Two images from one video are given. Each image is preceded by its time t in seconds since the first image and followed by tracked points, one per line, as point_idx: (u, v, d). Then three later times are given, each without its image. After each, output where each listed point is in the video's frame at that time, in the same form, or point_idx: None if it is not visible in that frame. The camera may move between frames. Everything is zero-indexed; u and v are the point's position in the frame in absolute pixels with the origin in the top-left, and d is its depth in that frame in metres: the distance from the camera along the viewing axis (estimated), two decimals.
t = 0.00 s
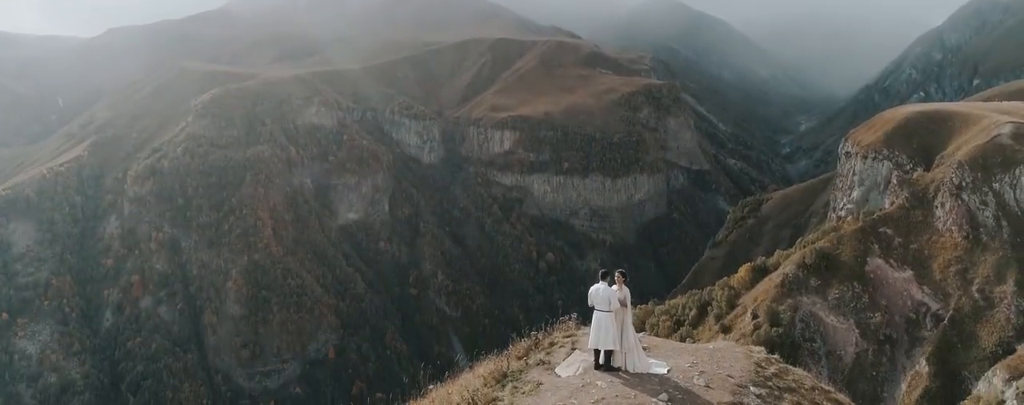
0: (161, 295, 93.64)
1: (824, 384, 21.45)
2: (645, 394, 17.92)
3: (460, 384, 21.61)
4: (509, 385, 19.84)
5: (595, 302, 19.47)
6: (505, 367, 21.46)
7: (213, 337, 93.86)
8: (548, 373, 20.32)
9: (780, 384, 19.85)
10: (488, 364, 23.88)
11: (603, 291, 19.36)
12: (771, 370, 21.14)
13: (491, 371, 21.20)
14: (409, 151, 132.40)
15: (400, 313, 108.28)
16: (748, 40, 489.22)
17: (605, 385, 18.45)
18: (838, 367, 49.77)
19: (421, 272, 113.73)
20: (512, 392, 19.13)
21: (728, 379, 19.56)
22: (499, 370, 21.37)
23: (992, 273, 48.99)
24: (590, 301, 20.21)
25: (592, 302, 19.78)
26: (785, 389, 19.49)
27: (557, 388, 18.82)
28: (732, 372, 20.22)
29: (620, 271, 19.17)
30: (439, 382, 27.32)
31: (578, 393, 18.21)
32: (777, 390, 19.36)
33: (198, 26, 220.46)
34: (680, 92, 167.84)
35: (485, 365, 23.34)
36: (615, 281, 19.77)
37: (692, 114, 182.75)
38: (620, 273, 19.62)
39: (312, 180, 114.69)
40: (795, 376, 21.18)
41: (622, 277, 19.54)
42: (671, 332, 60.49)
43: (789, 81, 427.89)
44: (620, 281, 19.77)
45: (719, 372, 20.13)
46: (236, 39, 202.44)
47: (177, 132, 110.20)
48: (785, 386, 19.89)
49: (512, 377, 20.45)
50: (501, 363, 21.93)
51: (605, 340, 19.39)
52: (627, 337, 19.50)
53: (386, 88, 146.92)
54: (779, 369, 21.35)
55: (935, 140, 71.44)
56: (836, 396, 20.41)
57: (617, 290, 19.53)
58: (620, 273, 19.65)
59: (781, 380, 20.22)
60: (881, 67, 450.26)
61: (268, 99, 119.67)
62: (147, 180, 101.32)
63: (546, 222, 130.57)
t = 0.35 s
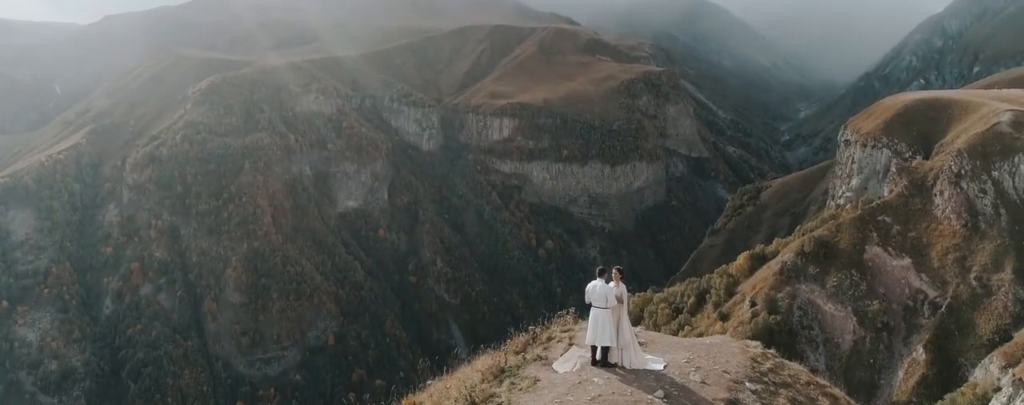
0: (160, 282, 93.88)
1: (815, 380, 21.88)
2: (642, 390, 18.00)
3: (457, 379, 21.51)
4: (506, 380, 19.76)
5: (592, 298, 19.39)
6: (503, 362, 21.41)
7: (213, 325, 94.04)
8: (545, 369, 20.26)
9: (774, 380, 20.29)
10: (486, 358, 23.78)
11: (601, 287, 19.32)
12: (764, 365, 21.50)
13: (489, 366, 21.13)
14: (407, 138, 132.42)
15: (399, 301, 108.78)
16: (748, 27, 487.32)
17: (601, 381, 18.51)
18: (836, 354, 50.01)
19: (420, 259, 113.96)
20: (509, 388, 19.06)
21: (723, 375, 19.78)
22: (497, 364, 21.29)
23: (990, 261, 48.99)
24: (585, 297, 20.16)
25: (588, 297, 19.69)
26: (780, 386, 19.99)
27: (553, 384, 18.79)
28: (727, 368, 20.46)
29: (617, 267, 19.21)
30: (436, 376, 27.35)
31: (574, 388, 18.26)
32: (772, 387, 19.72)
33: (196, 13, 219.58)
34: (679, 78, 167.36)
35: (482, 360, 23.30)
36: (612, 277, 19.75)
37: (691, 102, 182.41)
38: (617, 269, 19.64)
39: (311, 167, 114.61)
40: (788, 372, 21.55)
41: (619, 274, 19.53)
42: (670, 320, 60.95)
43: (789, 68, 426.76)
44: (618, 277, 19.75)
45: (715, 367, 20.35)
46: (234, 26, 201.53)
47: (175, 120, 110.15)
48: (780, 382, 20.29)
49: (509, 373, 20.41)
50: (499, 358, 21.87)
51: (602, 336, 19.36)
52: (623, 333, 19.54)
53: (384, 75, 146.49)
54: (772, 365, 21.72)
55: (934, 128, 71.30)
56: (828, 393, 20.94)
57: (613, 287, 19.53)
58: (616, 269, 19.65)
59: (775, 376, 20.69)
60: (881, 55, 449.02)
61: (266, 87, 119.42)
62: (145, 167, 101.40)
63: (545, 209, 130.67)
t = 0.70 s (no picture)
0: (159, 269, 94.14)
1: (811, 375, 22.09)
2: (638, 387, 18.11)
3: (454, 374, 21.65)
4: (503, 376, 19.89)
5: (589, 295, 19.40)
6: (500, 357, 21.54)
7: (213, 311, 94.34)
8: (542, 365, 20.38)
9: (770, 375, 20.49)
10: (484, 352, 23.90)
11: (598, 284, 19.33)
12: (760, 360, 21.65)
13: (486, 361, 21.28)
14: (406, 124, 132.21)
15: (398, 288, 109.15)
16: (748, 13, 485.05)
17: (597, 378, 18.61)
18: (833, 341, 50.22)
19: (419, 246, 114.19)
20: (506, 384, 19.21)
21: (719, 371, 19.91)
22: (495, 360, 21.43)
23: (987, 248, 48.99)
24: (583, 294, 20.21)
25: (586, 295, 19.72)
26: (775, 381, 20.15)
27: (550, 380, 18.92)
28: (723, 363, 20.57)
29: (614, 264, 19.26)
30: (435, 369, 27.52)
31: (571, 384, 18.38)
32: (767, 382, 19.89)
33: None
34: (679, 64, 166.55)
35: (480, 355, 23.42)
36: (609, 273, 19.77)
37: (691, 89, 181.98)
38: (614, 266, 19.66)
39: (310, 154, 114.50)
40: (783, 367, 21.74)
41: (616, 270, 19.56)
42: (669, 307, 61.28)
43: (789, 55, 425.41)
44: (614, 274, 19.76)
45: (711, 363, 20.48)
46: (232, 11, 200.40)
47: (173, 106, 109.79)
48: (775, 377, 20.47)
49: (507, 368, 20.52)
50: (497, 353, 22.01)
51: (599, 333, 19.41)
52: (620, 329, 19.61)
53: (383, 61, 145.82)
54: (767, 360, 21.88)
55: (935, 115, 71.14)
56: (823, 388, 21.15)
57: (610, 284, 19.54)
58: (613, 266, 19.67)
59: (770, 371, 20.85)
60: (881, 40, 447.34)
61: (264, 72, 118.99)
62: (144, 154, 101.26)
63: (544, 196, 130.67)
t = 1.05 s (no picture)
0: (159, 255, 94.39)
1: (807, 370, 22.15)
2: (636, 384, 18.14)
3: (453, 369, 21.79)
4: (502, 372, 19.98)
5: (587, 292, 19.44)
6: (499, 352, 21.66)
7: (212, 298, 94.56)
8: (541, 361, 20.43)
9: (767, 370, 20.53)
10: (482, 348, 23.99)
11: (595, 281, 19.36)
12: (757, 355, 21.68)
13: (485, 356, 21.39)
14: (404, 111, 132.31)
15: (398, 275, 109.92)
16: None
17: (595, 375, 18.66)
18: (830, 328, 50.45)
19: (418, 233, 114.38)
20: (504, 380, 19.32)
21: (715, 367, 19.93)
22: (493, 355, 21.52)
23: (985, 235, 49.03)
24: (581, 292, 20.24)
25: (584, 292, 19.77)
26: (772, 377, 20.18)
27: (548, 377, 18.97)
28: (719, 359, 20.60)
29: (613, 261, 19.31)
30: (435, 362, 27.66)
31: (568, 382, 18.44)
32: (764, 378, 19.94)
33: None
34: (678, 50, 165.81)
35: (478, 350, 23.53)
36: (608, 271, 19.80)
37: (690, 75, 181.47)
38: (612, 263, 19.69)
39: (308, 140, 114.42)
40: (779, 362, 21.79)
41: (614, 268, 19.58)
42: (667, 294, 61.59)
43: (789, 41, 424.24)
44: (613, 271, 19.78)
45: (708, 359, 20.51)
46: None
47: (171, 92, 109.33)
48: (772, 373, 20.53)
49: (506, 364, 20.62)
50: (495, 348, 22.15)
51: (597, 329, 19.45)
52: (618, 326, 19.61)
53: (381, 47, 145.11)
54: (764, 355, 21.91)
55: (934, 102, 71.04)
56: (818, 383, 21.31)
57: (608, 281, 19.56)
58: (611, 263, 19.70)
59: (767, 366, 20.89)
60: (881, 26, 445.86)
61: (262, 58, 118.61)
62: (142, 141, 101.02)
63: (542, 183, 130.60)
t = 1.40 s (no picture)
0: (158, 243, 94.77)
1: (803, 364, 22.22)
2: (632, 380, 18.22)
3: (451, 364, 21.87)
4: (499, 368, 20.04)
5: (586, 288, 19.53)
6: (496, 347, 21.76)
7: (212, 285, 94.81)
8: (539, 357, 20.48)
9: (763, 366, 20.58)
10: (480, 342, 24.12)
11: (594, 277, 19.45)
12: (753, 350, 21.76)
13: (482, 351, 21.49)
14: (403, 98, 132.56)
15: (398, 262, 111.44)
16: None
17: (591, 371, 18.73)
18: (828, 315, 50.64)
19: (417, 220, 114.59)
20: (501, 376, 19.40)
21: (711, 363, 20.00)
22: (491, 350, 21.60)
23: (983, 223, 49.09)
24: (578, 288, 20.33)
25: (581, 287, 19.88)
26: (769, 372, 20.24)
27: (546, 373, 19.03)
28: (715, 355, 20.67)
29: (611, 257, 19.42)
30: (433, 355, 27.85)
31: (566, 378, 18.51)
32: (760, 374, 20.02)
33: None
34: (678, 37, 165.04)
35: (476, 345, 23.64)
36: (606, 267, 19.93)
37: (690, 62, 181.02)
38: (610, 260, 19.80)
39: (307, 127, 114.50)
40: (775, 356, 21.85)
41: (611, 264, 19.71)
42: (666, 281, 61.85)
43: (789, 27, 422.90)
44: (611, 267, 19.91)
45: (704, 354, 20.58)
46: None
47: (168, 79, 109.00)
48: (768, 368, 20.59)
49: (503, 360, 20.70)
50: (493, 343, 22.24)
51: (596, 325, 19.56)
52: (615, 321, 19.74)
53: (380, 34, 144.47)
54: (760, 349, 21.99)
55: (934, 89, 70.93)
56: (814, 378, 21.39)
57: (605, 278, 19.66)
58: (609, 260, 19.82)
59: (764, 361, 20.97)
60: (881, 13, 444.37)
61: (259, 44, 117.30)
62: (140, 128, 100.89)
63: (541, 171, 130.48)
